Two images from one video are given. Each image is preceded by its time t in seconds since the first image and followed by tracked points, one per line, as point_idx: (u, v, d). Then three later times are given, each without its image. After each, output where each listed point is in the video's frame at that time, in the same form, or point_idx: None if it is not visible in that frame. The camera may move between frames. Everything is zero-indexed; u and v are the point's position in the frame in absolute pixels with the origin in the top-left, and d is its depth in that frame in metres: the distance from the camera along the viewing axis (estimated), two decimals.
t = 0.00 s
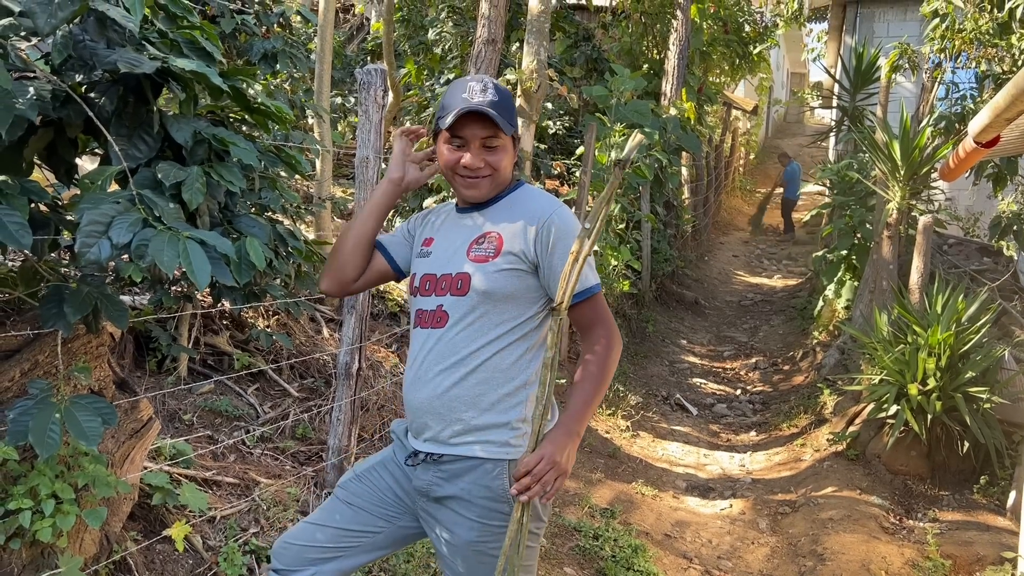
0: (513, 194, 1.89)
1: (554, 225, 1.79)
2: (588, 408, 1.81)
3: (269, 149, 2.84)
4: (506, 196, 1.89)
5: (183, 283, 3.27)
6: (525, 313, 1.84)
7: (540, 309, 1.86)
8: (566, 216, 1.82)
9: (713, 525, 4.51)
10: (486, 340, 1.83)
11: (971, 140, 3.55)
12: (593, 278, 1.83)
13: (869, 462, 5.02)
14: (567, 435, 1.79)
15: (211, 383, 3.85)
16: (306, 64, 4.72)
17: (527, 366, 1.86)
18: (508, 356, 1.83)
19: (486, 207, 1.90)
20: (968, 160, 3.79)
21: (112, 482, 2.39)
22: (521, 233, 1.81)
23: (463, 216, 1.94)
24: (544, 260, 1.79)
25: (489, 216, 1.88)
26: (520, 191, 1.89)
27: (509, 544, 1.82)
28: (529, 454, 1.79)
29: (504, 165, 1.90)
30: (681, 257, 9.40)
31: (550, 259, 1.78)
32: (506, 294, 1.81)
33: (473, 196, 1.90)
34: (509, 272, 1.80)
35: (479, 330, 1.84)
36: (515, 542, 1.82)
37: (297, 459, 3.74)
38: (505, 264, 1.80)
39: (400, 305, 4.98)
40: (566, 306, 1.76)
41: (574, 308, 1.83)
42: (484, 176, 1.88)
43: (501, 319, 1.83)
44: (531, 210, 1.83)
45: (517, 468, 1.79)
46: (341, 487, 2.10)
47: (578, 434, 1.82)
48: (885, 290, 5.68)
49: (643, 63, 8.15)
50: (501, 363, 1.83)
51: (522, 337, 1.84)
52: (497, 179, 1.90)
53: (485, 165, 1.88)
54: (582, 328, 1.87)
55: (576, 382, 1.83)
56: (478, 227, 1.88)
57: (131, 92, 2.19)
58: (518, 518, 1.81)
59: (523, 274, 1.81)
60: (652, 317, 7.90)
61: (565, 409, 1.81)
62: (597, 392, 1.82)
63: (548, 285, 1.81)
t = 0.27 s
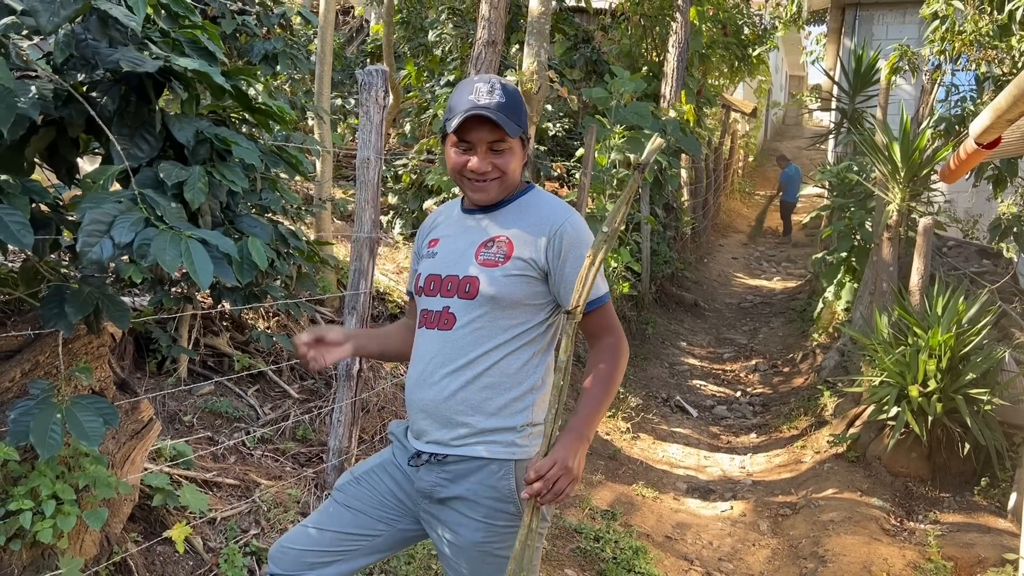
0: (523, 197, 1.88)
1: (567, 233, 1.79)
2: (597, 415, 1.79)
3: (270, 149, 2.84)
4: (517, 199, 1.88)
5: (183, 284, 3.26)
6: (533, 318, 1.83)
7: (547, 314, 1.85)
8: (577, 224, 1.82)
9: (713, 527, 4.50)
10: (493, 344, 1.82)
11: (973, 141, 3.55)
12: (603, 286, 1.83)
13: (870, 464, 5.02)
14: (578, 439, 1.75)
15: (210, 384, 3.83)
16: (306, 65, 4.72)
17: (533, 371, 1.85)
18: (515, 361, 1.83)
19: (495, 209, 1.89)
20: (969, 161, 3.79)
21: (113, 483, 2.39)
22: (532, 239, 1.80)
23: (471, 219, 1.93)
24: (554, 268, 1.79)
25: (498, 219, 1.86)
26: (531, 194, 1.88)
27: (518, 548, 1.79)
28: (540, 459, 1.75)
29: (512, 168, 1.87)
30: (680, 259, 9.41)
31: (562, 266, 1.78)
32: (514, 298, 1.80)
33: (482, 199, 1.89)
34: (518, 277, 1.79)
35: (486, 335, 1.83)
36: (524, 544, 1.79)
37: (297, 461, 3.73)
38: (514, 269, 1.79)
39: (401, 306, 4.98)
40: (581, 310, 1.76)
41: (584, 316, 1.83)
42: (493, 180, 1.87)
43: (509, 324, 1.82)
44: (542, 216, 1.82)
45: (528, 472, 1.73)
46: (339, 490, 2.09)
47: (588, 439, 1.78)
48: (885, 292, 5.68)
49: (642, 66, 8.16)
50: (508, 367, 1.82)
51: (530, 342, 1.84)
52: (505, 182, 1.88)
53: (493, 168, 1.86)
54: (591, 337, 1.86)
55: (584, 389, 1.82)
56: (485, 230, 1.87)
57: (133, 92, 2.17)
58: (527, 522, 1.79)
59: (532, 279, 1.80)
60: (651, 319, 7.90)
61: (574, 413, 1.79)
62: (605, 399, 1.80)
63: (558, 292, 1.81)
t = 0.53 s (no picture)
0: (518, 198, 1.88)
1: (560, 234, 1.78)
2: (592, 416, 1.78)
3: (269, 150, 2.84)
4: (512, 199, 1.88)
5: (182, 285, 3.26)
6: (528, 319, 1.83)
7: (543, 314, 1.85)
8: (572, 225, 1.81)
9: (712, 528, 4.50)
10: (487, 346, 1.82)
11: (970, 142, 3.56)
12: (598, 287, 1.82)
13: (868, 465, 5.02)
14: (571, 441, 1.74)
15: (209, 385, 3.83)
16: (305, 66, 4.72)
17: (529, 372, 1.85)
18: (510, 362, 1.82)
19: (489, 210, 1.88)
20: (967, 163, 3.79)
21: (111, 484, 2.38)
22: (525, 240, 1.79)
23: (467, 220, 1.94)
24: (548, 269, 1.78)
25: (494, 219, 1.86)
26: (526, 195, 1.88)
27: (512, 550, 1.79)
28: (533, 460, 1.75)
29: (500, 171, 1.86)
30: (679, 261, 9.41)
31: (556, 266, 1.77)
32: (508, 300, 1.80)
33: (472, 201, 1.90)
34: (511, 279, 1.79)
35: (480, 336, 1.83)
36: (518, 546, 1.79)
37: (296, 462, 3.72)
38: (506, 270, 1.79)
39: (399, 308, 4.98)
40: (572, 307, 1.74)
41: (580, 316, 1.81)
42: (481, 183, 1.87)
43: (503, 325, 1.82)
44: (536, 217, 1.81)
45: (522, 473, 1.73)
46: (342, 489, 2.09)
47: (582, 441, 1.78)
48: (883, 294, 5.69)
49: (641, 67, 8.17)
50: (503, 369, 1.82)
51: (525, 343, 1.83)
52: (493, 185, 1.87)
53: (480, 171, 1.86)
54: (588, 336, 1.85)
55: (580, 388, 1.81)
56: (480, 232, 1.87)
57: (132, 92, 2.16)
58: (524, 523, 1.79)
59: (525, 280, 1.79)
60: (650, 321, 7.90)
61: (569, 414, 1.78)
62: (601, 399, 1.79)
63: (553, 293, 1.80)
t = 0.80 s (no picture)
0: (518, 199, 1.87)
1: (557, 235, 1.78)
2: (587, 419, 1.77)
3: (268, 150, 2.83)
4: (512, 200, 1.88)
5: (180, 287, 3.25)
6: (525, 320, 1.83)
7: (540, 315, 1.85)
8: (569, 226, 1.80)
9: (711, 530, 4.50)
10: (485, 347, 1.82)
11: (969, 145, 3.57)
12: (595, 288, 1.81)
13: (867, 467, 5.02)
14: (564, 442, 1.74)
15: (208, 387, 3.82)
16: (304, 68, 4.72)
17: (527, 374, 1.85)
18: (507, 364, 1.82)
19: (487, 212, 1.88)
20: (966, 165, 3.80)
21: (111, 486, 2.38)
22: (523, 242, 1.79)
23: (466, 221, 1.93)
24: (545, 270, 1.78)
25: (493, 220, 1.86)
26: (526, 196, 1.88)
27: (506, 552, 1.80)
28: (525, 461, 1.74)
29: (490, 175, 1.84)
30: (678, 263, 9.41)
31: (553, 268, 1.77)
32: (504, 302, 1.80)
33: (463, 204, 1.89)
34: (508, 281, 1.79)
35: (478, 337, 1.83)
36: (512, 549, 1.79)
37: (295, 464, 3.72)
38: (503, 273, 1.79)
39: (398, 310, 4.98)
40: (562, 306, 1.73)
41: (577, 317, 1.80)
42: (469, 186, 1.86)
43: (501, 326, 1.82)
44: (534, 218, 1.81)
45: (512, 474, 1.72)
46: (342, 490, 2.09)
47: (576, 443, 1.77)
48: (882, 296, 5.69)
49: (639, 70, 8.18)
50: (499, 370, 1.82)
51: (522, 345, 1.83)
52: (482, 189, 1.86)
53: (469, 175, 1.85)
54: (585, 339, 1.84)
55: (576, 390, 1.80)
56: (478, 234, 1.86)
57: (132, 93, 2.16)
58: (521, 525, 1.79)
59: (522, 282, 1.79)
60: (648, 322, 7.91)
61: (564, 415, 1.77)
62: (597, 401, 1.78)
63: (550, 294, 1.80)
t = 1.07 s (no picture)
0: (523, 200, 1.87)
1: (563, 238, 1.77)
2: (589, 421, 1.77)
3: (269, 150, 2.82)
4: (518, 201, 1.87)
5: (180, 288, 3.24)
6: (529, 321, 1.83)
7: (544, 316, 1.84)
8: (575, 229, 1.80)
9: (711, 531, 4.50)
10: (488, 347, 1.81)
11: (969, 145, 3.57)
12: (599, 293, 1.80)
13: (867, 468, 5.02)
14: (566, 444, 1.73)
15: (207, 388, 3.80)
16: (304, 68, 4.71)
17: (530, 375, 1.84)
18: (511, 364, 1.82)
19: (491, 212, 1.88)
20: (966, 166, 3.80)
21: (111, 486, 2.37)
22: (529, 243, 1.78)
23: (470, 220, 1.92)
24: (550, 272, 1.77)
25: (498, 220, 1.85)
26: (531, 198, 1.87)
27: (509, 553, 1.80)
28: (528, 462, 1.73)
29: (484, 169, 1.83)
30: (676, 264, 9.41)
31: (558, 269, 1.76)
32: (509, 302, 1.79)
33: (458, 198, 1.89)
34: (512, 282, 1.78)
35: (482, 337, 1.82)
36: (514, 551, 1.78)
37: (295, 465, 3.70)
38: (508, 273, 1.78)
39: (398, 310, 4.97)
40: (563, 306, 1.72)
41: (581, 321, 1.79)
42: (464, 181, 1.85)
43: (504, 327, 1.81)
44: (541, 219, 1.81)
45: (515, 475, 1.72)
46: (341, 492, 2.07)
47: (577, 445, 1.76)
48: (882, 297, 5.70)
49: (638, 71, 8.19)
50: (503, 371, 1.82)
51: (526, 346, 1.83)
52: (477, 184, 1.85)
53: (465, 168, 1.84)
54: (588, 342, 1.83)
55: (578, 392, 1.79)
56: (482, 233, 1.85)
57: (133, 91, 2.15)
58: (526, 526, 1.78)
59: (528, 283, 1.79)
60: (647, 324, 7.90)
61: (566, 417, 1.77)
62: (599, 404, 1.77)
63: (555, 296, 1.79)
